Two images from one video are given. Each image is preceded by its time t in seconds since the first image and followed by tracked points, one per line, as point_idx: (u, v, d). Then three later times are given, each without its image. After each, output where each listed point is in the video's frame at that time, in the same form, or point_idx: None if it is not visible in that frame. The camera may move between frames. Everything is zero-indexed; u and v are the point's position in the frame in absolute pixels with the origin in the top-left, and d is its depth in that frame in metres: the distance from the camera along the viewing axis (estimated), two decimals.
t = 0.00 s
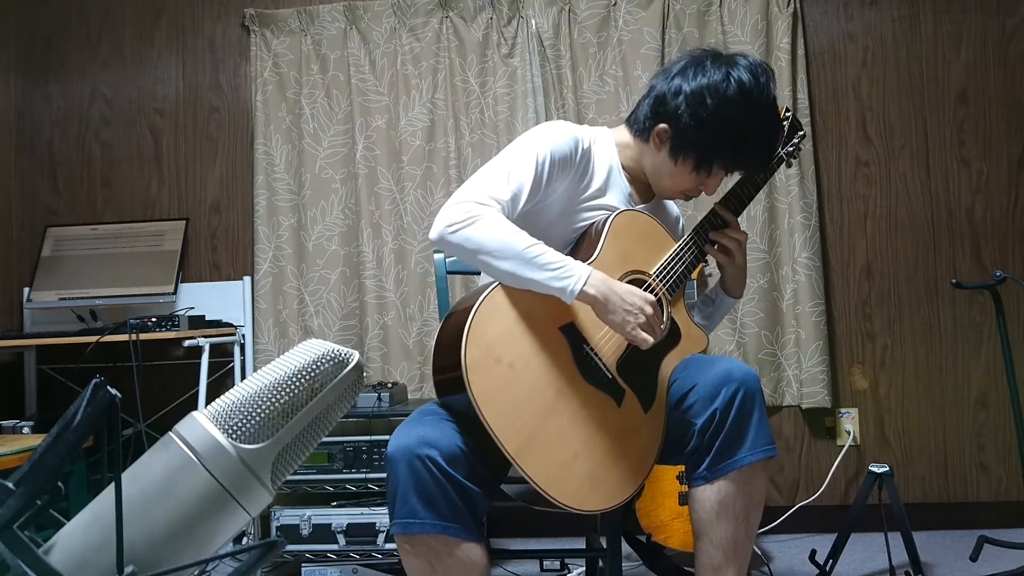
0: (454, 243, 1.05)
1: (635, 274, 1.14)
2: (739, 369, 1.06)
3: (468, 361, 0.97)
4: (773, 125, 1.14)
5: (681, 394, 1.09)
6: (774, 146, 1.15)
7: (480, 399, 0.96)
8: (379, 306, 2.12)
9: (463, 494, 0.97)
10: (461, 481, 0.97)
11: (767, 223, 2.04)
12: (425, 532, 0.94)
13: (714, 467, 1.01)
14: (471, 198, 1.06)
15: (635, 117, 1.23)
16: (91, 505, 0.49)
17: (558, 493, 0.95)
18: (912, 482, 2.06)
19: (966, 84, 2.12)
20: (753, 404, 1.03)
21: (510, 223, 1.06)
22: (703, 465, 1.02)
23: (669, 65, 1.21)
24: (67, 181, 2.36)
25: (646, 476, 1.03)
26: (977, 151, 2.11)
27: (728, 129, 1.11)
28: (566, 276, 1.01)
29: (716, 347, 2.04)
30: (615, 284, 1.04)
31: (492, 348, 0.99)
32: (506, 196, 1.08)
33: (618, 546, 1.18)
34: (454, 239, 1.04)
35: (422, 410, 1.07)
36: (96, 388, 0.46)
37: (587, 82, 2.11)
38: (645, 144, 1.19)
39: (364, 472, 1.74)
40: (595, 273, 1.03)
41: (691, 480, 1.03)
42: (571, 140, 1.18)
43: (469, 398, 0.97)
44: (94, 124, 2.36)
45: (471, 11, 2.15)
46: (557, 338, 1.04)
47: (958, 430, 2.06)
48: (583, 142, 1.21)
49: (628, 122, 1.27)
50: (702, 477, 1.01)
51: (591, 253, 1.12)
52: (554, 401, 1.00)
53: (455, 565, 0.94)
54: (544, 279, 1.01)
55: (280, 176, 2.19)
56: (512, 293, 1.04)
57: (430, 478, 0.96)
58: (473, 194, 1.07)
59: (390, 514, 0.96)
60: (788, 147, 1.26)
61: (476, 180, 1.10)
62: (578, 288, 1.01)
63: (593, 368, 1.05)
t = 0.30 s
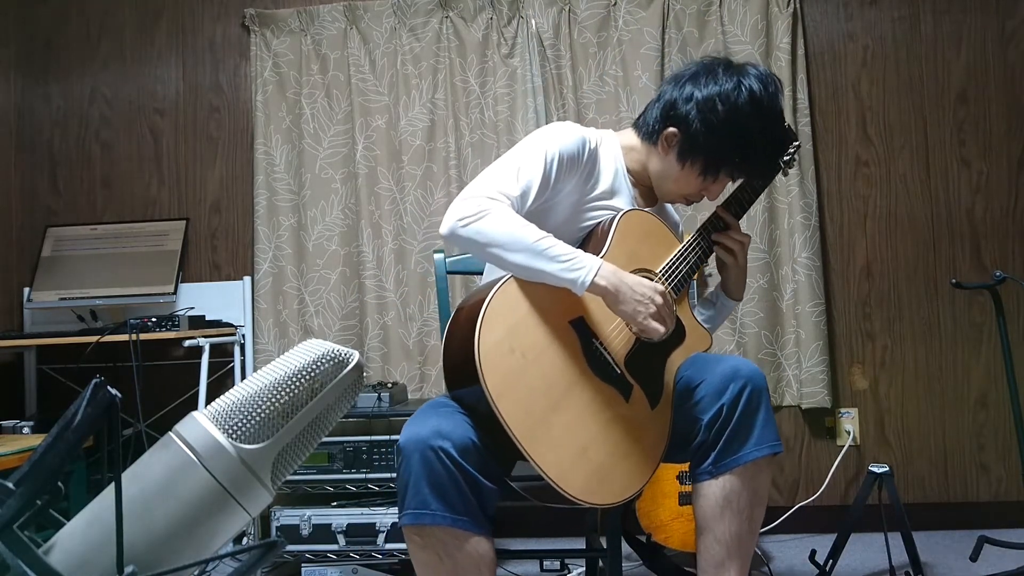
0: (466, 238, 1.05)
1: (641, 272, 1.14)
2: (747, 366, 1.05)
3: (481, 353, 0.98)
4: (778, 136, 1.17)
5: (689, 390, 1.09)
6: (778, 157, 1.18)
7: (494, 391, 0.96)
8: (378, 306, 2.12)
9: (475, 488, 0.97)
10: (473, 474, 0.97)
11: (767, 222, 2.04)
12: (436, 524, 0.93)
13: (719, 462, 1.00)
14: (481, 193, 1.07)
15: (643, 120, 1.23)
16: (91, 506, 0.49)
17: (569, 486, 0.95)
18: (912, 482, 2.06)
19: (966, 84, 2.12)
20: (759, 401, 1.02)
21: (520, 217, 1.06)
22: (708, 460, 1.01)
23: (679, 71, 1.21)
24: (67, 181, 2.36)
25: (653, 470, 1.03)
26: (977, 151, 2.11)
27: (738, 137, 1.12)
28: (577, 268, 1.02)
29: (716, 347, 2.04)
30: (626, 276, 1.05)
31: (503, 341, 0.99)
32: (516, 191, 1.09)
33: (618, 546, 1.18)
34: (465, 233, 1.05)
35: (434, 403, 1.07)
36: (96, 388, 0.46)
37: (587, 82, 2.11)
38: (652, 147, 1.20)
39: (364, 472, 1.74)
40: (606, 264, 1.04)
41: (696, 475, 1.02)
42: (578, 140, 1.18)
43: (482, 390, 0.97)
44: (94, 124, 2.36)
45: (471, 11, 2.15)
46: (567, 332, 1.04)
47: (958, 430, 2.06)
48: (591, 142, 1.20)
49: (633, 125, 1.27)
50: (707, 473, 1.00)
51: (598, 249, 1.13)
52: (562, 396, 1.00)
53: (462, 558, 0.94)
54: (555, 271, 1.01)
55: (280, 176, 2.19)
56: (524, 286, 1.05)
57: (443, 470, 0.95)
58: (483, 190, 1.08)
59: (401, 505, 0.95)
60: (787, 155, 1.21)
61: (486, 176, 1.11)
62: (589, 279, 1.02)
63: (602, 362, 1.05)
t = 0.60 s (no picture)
0: (483, 235, 1.05)
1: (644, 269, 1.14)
2: (751, 362, 1.05)
3: (492, 345, 0.98)
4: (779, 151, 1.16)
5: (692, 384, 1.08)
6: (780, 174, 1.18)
7: (505, 385, 0.96)
8: (378, 306, 2.12)
9: (483, 484, 0.97)
10: (482, 470, 0.97)
11: (767, 222, 2.04)
12: (445, 519, 0.93)
13: (723, 455, 1.00)
14: (498, 190, 1.06)
15: (644, 125, 1.23)
16: (91, 506, 0.49)
17: (579, 480, 0.95)
18: (912, 482, 2.06)
19: (966, 84, 2.12)
20: (763, 396, 1.02)
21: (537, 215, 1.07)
22: (713, 453, 1.01)
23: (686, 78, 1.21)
24: (67, 181, 2.36)
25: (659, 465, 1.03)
26: (976, 151, 2.11)
27: (739, 148, 1.12)
28: (596, 263, 1.03)
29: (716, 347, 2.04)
30: (639, 274, 1.06)
31: (514, 334, 1.00)
32: (531, 188, 1.09)
33: (617, 546, 1.18)
34: (483, 231, 1.04)
35: (440, 399, 1.07)
36: (96, 388, 0.46)
37: (587, 82, 2.11)
38: (653, 154, 1.20)
39: (364, 472, 1.74)
40: (621, 262, 1.04)
41: (699, 468, 1.02)
42: (584, 139, 1.18)
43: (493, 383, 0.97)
44: (94, 124, 2.36)
45: (471, 11, 2.15)
46: (575, 328, 1.05)
47: (958, 430, 2.06)
48: (594, 142, 1.21)
49: (635, 128, 1.27)
50: (711, 465, 1.00)
51: (603, 245, 1.13)
52: (569, 391, 1.00)
53: (469, 554, 0.94)
54: (574, 268, 1.02)
55: (280, 176, 2.19)
56: (533, 280, 1.05)
57: (453, 465, 0.95)
58: (499, 187, 1.07)
59: (410, 499, 0.95)
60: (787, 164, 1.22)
61: (500, 174, 1.10)
62: (607, 275, 1.03)
63: (609, 358, 1.05)
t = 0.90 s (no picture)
0: (478, 230, 1.04)
1: (643, 266, 1.15)
2: (753, 355, 1.05)
3: (495, 339, 0.99)
4: (775, 129, 1.17)
5: (693, 379, 1.08)
6: (775, 153, 1.19)
7: (507, 378, 0.97)
8: (378, 306, 2.12)
9: (488, 482, 0.97)
10: (488, 469, 0.96)
11: (767, 222, 2.04)
12: (449, 517, 0.93)
13: (724, 449, 1.00)
14: (495, 186, 1.06)
15: (638, 120, 1.23)
16: (92, 505, 0.49)
17: (581, 475, 0.95)
18: (911, 482, 2.06)
19: (966, 84, 2.12)
20: (766, 389, 1.02)
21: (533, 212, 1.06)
22: (714, 446, 1.01)
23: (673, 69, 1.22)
24: (67, 181, 2.36)
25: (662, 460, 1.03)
26: (976, 151, 2.11)
27: (735, 133, 1.13)
28: (588, 264, 1.02)
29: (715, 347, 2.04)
30: (634, 275, 1.05)
31: (517, 329, 1.00)
32: (527, 184, 1.09)
33: (618, 546, 1.18)
34: (478, 225, 1.04)
35: (445, 397, 1.06)
36: (96, 388, 0.46)
37: (587, 82, 2.11)
38: (649, 146, 1.20)
39: (364, 472, 1.74)
40: (615, 263, 1.04)
41: (701, 462, 1.02)
42: (580, 135, 1.18)
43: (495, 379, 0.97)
44: (94, 125, 2.36)
45: (471, 11, 2.16)
46: (575, 323, 1.05)
47: (958, 430, 2.06)
48: (591, 139, 1.21)
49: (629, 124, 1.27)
50: (713, 459, 1.00)
51: (603, 242, 1.13)
52: (571, 387, 1.00)
53: (473, 552, 0.94)
54: (566, 267, 1.01)
55: (280, 176, 2.19)
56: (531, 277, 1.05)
57: (458, 463, 0.95)
58: (495, 182, 1.07)
59: (415, 497, 0.95)
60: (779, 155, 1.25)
61: (497, 168, 1.10)
62: (600, 275, 1.02)
63: (610, 352, 1.06)
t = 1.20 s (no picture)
0: (464, 235, 1.04)
1: (634, 262, 1.14)
2: (745, 348, 1.05)
3: (482, 347, 0.98)
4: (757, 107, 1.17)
5: (687, 376, 1.09)
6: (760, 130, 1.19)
7: (497, 385, 0.96)
8: (378, 306, 2.12)
9: (482, 490, 0.97)
10: (480, 477, 0.96)
11: (767, 222, 2.04)
12: (443, 526, 0.93)
13: (720, 445, 1.01)
14: (480, 190, 1.06)
15: (621, 115, 1.22)
16: (91, 505, 0.49)
17: (576, 477, 0.95)
18: (912, 483, 2.06)
19: (966, 84, 2.12)
20: (759, 382, 1.03)
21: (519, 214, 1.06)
22: (710, 442, 1.02)
23: (649, 60, 1.22)
24: (67, 181, 2.36)
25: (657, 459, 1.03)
26: (976, 151, 2.11)
27: (722, 116, 1.13)
28: (575, 264, 1.01)
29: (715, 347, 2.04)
30: (622, 274, 1.05)
31: (507, 334, 0.99)
32: (512, 187, 1.08)
33: (618, 546, 1.18)
34: (463, 230, 1.04)
35: (437, 405, 1.06)
36: (96, 388, 0.46)
37: (587, 82, 2.11)
38: (637, 141, 1.20)
39: (364, 472, 1.74)
40: (603, 262, 1.03)
41: (698, 458, 1.02)
42: (566, 135, 1.17)
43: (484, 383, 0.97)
44: (94, 125, 2.36)
45: (471, 11, 2.15)
46: (565, 324, 1.04)
47: (958, 430, 2.06)
48: (576, 138, 1.20)
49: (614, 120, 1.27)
50: (708, 454, 1.01)
51: (592, 241, 1.12)
52: (565, 387, 0.99)
53: (469, 559, 0.94)
54: (553, 268, 1.01)
55: (280, 176, 2.19)
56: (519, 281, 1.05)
57: (450, 472, 0.95)
58: (481, 186, 1.07)
59: (409, 506, 0.95)
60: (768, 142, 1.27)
61: (482, 172, 1.10)
62: (588, 275, 1.01)
63: (602, 353, 1.05)
